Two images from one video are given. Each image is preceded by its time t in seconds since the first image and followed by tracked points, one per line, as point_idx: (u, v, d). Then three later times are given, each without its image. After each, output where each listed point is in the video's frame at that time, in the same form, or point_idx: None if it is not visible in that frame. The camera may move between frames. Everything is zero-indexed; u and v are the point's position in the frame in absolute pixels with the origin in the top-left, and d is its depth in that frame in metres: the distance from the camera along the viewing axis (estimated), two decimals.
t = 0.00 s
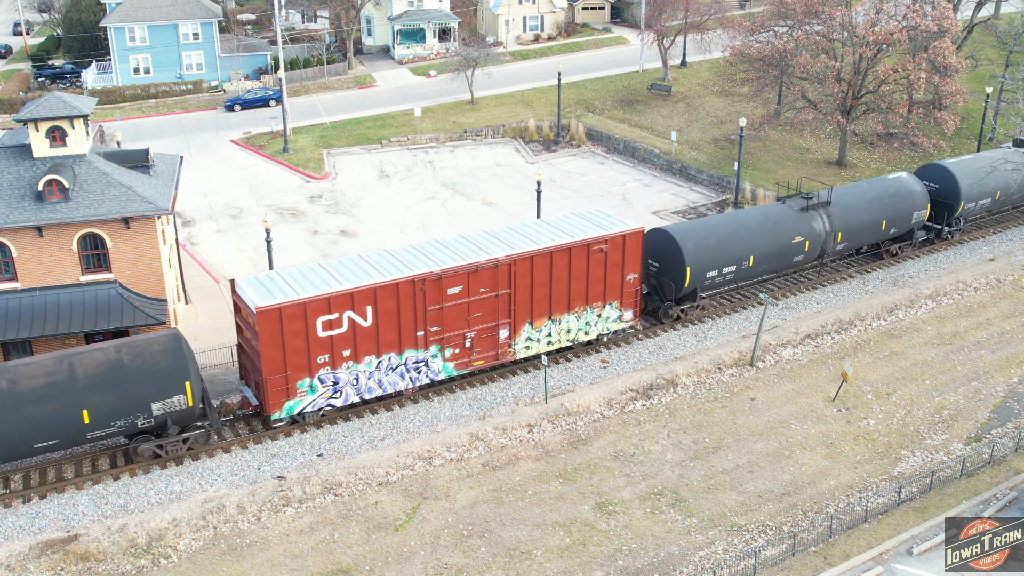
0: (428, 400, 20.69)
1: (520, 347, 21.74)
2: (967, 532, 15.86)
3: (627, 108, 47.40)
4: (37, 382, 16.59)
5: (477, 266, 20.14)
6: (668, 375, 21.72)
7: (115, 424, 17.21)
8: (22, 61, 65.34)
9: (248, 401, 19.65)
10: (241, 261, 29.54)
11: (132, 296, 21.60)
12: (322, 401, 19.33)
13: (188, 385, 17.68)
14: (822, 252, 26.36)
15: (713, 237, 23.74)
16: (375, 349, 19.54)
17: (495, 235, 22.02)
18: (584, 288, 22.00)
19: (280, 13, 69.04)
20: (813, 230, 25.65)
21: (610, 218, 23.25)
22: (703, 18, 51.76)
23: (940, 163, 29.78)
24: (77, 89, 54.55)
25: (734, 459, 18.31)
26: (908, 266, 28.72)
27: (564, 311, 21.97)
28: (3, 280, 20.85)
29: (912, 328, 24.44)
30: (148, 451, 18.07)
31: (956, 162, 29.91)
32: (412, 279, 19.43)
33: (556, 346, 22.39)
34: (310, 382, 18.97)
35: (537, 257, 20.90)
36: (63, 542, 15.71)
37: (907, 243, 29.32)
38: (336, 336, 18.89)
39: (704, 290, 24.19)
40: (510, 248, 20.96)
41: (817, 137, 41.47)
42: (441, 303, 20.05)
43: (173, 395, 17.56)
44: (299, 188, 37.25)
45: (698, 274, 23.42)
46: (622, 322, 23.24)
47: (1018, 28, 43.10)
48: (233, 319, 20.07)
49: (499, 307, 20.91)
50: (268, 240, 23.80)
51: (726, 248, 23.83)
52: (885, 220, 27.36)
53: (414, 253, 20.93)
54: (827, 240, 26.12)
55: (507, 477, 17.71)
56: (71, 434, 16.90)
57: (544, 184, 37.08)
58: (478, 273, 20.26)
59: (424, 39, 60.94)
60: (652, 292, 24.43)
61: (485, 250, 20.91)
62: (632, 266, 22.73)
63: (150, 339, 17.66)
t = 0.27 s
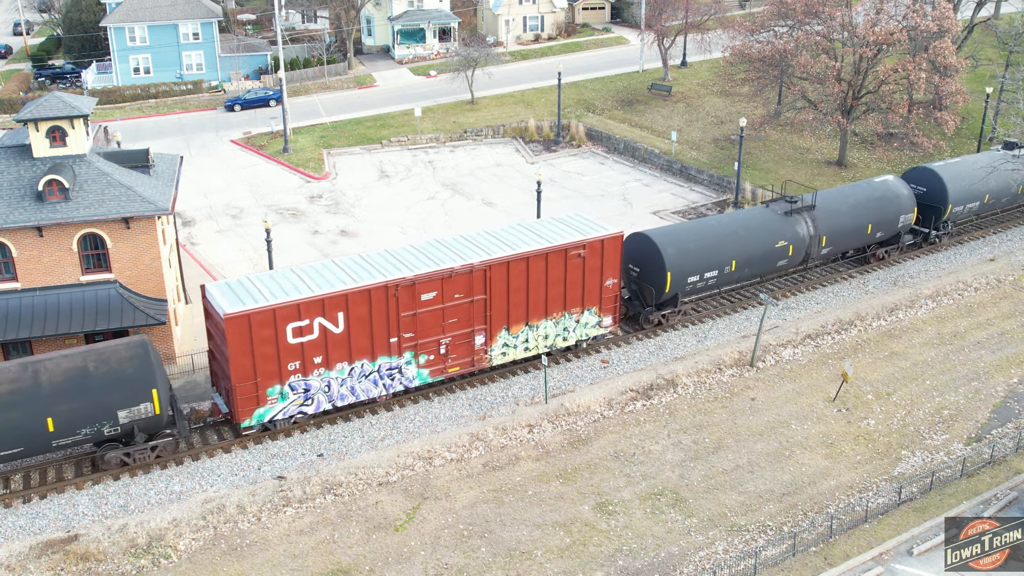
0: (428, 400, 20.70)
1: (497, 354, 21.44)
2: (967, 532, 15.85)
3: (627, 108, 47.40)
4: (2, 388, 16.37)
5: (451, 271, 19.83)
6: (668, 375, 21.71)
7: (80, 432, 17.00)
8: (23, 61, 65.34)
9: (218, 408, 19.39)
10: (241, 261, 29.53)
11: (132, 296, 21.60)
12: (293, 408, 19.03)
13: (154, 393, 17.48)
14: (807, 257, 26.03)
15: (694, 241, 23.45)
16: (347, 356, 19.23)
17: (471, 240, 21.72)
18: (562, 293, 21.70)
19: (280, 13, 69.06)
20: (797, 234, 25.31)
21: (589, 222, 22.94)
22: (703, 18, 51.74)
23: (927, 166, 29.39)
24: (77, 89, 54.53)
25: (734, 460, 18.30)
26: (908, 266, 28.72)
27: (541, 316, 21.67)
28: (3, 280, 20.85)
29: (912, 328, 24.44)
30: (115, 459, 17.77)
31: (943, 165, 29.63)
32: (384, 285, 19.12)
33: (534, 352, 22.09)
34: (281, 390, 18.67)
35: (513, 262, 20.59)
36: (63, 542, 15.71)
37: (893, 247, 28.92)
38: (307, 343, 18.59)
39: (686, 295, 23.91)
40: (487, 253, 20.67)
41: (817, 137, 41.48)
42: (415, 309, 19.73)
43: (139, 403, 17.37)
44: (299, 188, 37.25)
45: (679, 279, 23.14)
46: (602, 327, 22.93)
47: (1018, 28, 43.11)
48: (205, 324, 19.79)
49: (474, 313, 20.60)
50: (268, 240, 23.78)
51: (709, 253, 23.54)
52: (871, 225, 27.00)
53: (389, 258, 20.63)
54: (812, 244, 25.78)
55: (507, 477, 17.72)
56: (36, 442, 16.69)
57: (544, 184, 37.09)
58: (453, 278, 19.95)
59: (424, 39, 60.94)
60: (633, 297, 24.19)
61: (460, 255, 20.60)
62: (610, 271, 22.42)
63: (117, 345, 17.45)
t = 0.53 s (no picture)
0: (428, 400, 20.69)
1: (472, 360, 21.14)
2: (967, 532, 15.85)
3: (627, 108, 47.40)
4: None
5: (424, 277, 19.58)
6: (668, 375, 21.71)
7: (45, 440, 16.82)
8: (22, 61, 65.32)
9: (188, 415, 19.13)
10: (242, 261, 29.53)
11: (132, 297, 21.61)
12: (264, 416, 18.76)
13: (120, 400, 17.31)
14: (791, 261, 25.79)
15: (674, 245, 23.18)
16: (318, 363, 18.95)
17: (446, 244, 21.46)
18: (539, 299, 21.41)
19: (280, 13, 69.08)
20: (781, 238, 25.09)
21: (567, 226, 22.68)
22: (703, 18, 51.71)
23: (914, 169, 29.10)
24: (77, 89, 54.51)
25: (735, 460, 18.30)
26: (908, 266, 28.72)
27: (518, 322, 21.39)
28: (3, 280, 20.84)
29: (912, 328, 24.43)
30: (82, 467, 17.56)
31: (929, 169, 29.21)
32: (355, 291, 18.86)
33: (511, 358, 21.79)
34: (250, 397, 18.39)
35: (488, 268, 20.33)
36: (63, 542, 15.70)
37: (880, 251, 28.61)
38: (276, 350, 18.32)
39: (667, 300, 23.62)
40: (461, 259, 20.40)
41: (817, 137, 41.48)
42: (387, 315, 19.46)
43: (105, 411, 17.19)
44: (299, 188, 37.25)
45: (659, 285, 22.85)
46: (581, 333, 22.62)
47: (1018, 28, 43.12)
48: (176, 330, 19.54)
49: (448, 319, 20.33)
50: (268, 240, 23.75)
51: (690, 258, 23.29)
52: (856, 229, 26.69)
53: (363, 263, 20.38)
54: (795, 248, 25.55)
55: (507, 477, 17.71)
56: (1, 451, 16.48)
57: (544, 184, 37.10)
58: (426, 284, 19.69)
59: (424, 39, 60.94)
60: (614, 303, 23.89)
61: (434, 261, 20.34)
62: (588, 277, 22.12)
63: (82, 352, 17.23)
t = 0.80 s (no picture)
0: (428, 401, 20.69)
1: (448, 367, 20.85)
2: (967, 532, 15.84)
3: (627, 108, 47.42)
4: None
5: (397, 283, 19.31)
6: (668, 376, 21.70)
7: (8, 449, 16.44)
8: (23, 61, 65.35)
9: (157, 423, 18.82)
10: (241, 261, 29.54)
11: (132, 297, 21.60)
12: (233, 424, 18.45)
13: (85, 408, 16.92)
14: (774, 266, 25.48)
15: (655, 250, 22.81)
16: (288, 370, 18.65)
17: (421, 250, 21.19)
18: (515, 305, 21.14)
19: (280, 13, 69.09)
20: (764, 243, 24.78)
21: (544, 231, 22.42)
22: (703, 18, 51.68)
23: (902, 172, 28.74)
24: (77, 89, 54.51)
25: (735, 460, 18.29)
26: (908, 266, 28.72)
27: (494, 328, 21.10)
28: (3, 281, 20.85)
29: (912, 328, 24.43)
30: (48, 475, 17.17)
31: (918, 171, 28.85)
32: (327, 297, 18.57)
33: (487, 365, 21.48)
34: (219, 405, 18.10)
35: (463, 273, 20.06)
36: (63, 543, 15.70)
37: (866, 255, 28.23)
38: (246, 357, 18.01)
39: (647, 306, 23.26)
40: (436, 264, 20.13)
41: (817, 137, 41.48)
42: (360, 321, 19.18)
43: (70, 419, 16.81)
44: (299, 188, 37.26)
45: (640, 291, 22.47)
46: (559, 339, 22.36)
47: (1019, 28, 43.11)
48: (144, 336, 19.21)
49: (422, 326, 20.05)
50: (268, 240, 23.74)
51: (671, 263, 22.93)
52: (841, 233, 26.37)
53: (336, 269, 20.06)
54: (779, 253, 25.24)
55: (507, 478, 17.71)
56: None
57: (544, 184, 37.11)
58: (399, 290, 19.43)
59: (424, 39, 60.94)
60: (594, 308, 23.58)
61: (408, 266, 20.07)
62: (566, 282, 21.85)
63: (47, 358, 16.87)
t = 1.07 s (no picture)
0: (427, 401, 20.68)
1: (422, 373, 20.55)
2: (967, 532, 15.85)
3: (627, 108, 47.43)
4: None
5: (368, 289, 19.01)
6: (668, 376, 21.70)
7: None
8: (23, 61, 65.39)
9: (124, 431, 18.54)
10: (241, 261, 29.54)
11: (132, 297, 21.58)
12: (201, 431, 18.18)
13: (49, 416, 16.64)
14: (757, 271, 25.07)
15: (635, 255, 22.35)
16: (258, 378, 18.38)
17: (395, 254, 20.88)
18: (491, 311, 20.84)
19: (280, 13, 69.13)
20: (747, 248, 24.34)
21: (522, 236, 22.11)
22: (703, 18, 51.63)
23: (888, 175, 28.36)
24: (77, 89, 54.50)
25: (735, 460, 18.29)
26: (908, 266, 28.73)
27: (469, 335, 20.79)
28: (3, 281, 20.86)
29: (912, 328, 24.43)
30: (11, 484, 16.80)
31: (904, 175, 28.41)
32: (296, 304, 18.28)
33: (462, 371, 21.14)
34: (188, 412, 17.84)
35: (436, 279, 19.76)
36: (63, 543, 15.70)
37: (851, 259, 27.90)
38: (213, 364, 17.74)
39: (627, 311, 22.84)
40: (409, 270, 19.82)
41: (817, 137, 41.50)
42: (330, 328, 18.89)
43: (33, 426, 16.52)
44: (299, 188, 37.26)
45: (619, 296, 22.03)
46: (536, 346, 22.01)
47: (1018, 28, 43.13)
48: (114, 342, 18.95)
49: (395, 332, 19.76)
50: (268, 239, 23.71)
51: (652, 268, 22.50)
52: (825, 237, 25.99)
53: (308, 274, 19.77)
54: (763, 257, 24.83)
55: (507, 478, 17.71)
56: None
57: (544, 184, 37.12)
58: (371, 296, 19.13)
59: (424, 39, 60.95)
60: (574, 313, 23.14)
61: (381, 272, 19.77)
62: (543, 288, 21.53)
63: (11, 367, 16.72)
